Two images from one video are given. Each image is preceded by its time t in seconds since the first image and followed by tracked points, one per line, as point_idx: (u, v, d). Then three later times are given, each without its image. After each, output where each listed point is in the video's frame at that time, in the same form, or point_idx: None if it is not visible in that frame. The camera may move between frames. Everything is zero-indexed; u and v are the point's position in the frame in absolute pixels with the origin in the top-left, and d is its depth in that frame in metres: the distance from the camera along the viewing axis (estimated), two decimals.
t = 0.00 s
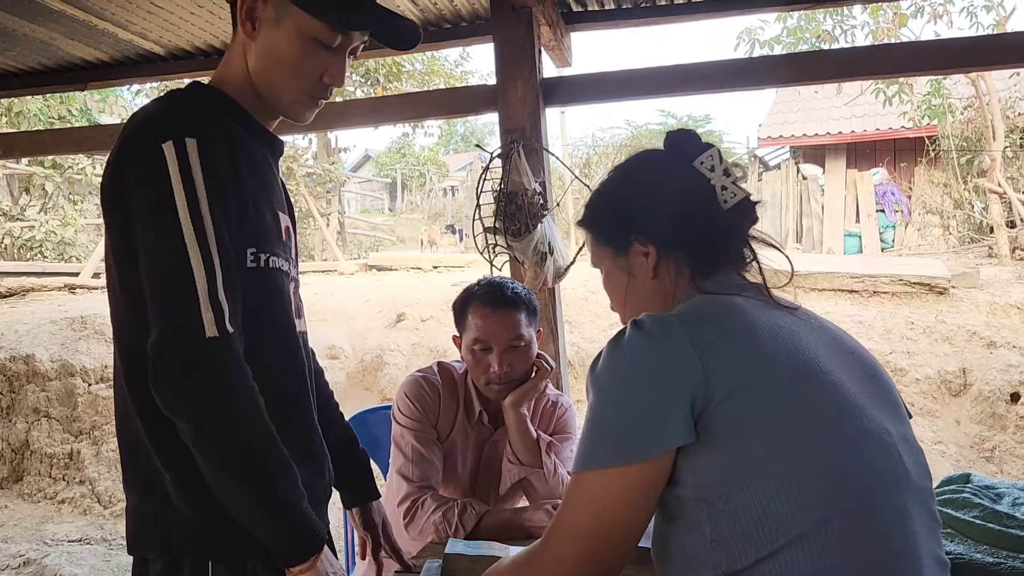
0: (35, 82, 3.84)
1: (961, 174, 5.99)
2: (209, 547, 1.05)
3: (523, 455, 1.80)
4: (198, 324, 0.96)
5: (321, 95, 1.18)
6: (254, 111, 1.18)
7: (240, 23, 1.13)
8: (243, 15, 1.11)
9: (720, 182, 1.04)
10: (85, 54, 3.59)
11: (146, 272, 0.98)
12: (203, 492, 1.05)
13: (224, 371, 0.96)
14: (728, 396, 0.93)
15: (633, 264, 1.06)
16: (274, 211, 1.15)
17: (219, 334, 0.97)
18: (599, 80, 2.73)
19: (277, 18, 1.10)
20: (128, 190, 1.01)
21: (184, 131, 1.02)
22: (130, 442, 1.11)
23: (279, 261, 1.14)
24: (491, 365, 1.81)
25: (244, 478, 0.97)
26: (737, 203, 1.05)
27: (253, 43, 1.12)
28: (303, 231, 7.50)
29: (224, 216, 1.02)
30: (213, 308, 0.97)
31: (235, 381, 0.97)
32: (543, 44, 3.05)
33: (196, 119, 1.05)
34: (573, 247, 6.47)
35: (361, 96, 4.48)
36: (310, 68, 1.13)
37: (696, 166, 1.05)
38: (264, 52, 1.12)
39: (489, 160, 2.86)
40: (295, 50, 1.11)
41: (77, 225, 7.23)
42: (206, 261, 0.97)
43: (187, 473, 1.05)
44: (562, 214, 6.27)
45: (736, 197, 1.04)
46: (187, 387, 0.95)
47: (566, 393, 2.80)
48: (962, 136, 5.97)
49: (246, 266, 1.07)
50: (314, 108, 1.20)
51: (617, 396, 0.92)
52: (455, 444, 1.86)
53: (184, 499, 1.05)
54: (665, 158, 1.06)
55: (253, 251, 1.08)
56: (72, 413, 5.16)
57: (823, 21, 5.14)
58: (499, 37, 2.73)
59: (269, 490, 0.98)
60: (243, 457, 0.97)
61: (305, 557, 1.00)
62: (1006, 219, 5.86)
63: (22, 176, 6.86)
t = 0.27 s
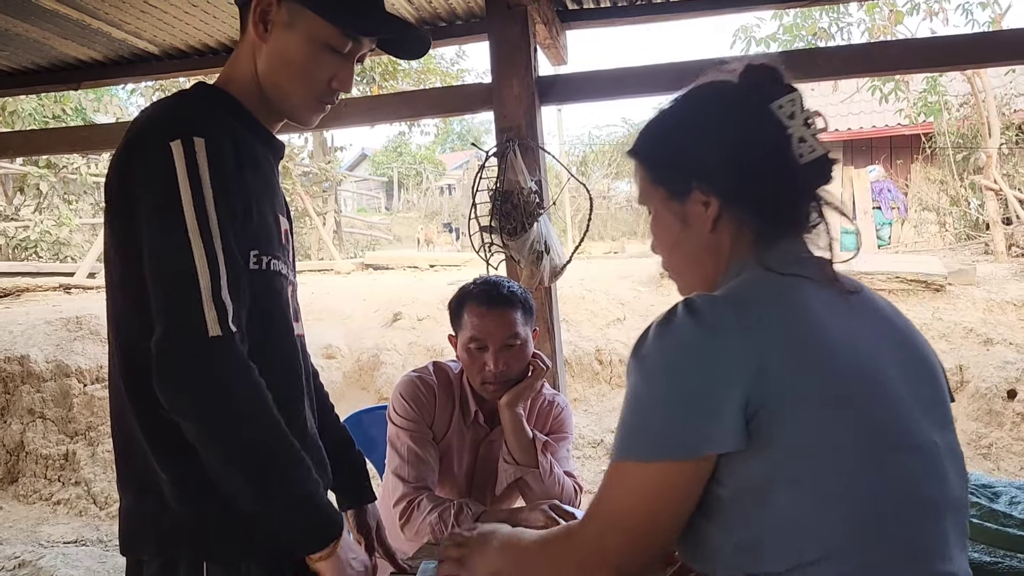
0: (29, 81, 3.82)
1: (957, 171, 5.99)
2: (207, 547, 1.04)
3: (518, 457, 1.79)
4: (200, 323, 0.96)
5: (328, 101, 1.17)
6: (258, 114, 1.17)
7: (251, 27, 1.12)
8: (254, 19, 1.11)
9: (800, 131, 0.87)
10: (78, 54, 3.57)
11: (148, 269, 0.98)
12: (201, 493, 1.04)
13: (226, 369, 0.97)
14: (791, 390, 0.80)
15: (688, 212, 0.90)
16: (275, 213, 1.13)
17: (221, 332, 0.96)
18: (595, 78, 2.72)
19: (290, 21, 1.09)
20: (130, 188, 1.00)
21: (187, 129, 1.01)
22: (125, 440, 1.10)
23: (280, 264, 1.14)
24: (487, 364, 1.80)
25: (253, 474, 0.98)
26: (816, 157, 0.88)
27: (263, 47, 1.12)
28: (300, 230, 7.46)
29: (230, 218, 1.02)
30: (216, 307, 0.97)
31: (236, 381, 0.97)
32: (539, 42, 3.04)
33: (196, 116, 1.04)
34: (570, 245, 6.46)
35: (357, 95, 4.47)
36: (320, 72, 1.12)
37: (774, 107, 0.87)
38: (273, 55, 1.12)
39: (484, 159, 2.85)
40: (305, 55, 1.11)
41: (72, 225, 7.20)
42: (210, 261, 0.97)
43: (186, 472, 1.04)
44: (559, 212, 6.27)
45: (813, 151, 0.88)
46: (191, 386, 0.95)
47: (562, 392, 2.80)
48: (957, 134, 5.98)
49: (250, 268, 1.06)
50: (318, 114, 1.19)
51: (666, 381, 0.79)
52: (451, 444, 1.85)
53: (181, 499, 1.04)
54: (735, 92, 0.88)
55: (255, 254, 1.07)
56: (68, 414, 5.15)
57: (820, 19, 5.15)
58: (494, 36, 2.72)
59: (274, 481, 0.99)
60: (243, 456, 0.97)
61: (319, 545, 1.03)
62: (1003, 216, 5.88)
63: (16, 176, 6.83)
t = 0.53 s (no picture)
0: (27, 79, 3.81)
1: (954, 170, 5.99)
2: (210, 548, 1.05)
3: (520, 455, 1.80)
4: (323, 320, 1.00)
5: (367, 114, 1.18)
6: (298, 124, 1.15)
7: (295, 40, 1.11)
8: (300, 31, 1.10)
9: (913, 81, 0.75)
10: (75, 52, 3.56)
11: (253, 269, 1.00)
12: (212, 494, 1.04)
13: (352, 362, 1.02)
14: (978, 388, 0.70)
15: (782, 171, 0.78)
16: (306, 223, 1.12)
17: (344, 331, 1.01)
18: (594, 76, 2.72)
19: (337, 35, 1.10)
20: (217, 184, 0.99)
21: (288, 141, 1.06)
22: (120, 440, 1.07)
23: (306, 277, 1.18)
24: (489, 363, 1.80)
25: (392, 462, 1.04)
26: (932, 112, 0.76)
27: (309, 59, 1.12)
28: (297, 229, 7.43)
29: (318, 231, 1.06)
30: (335, 307, 1.01)
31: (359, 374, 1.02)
32: (538, 40, 3.04)
33: (281, 126, 1.06)
34: (568, 243, 6.47)
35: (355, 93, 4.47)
36: (364, 85, 1.13)
37: (883, 52, 0.76)
38: (317, 68, 1.12)
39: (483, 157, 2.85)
40: (353, 68, 1.12)
41: (69, 224, 7.19)
42: (321, 266, 1.01)
43: (199, 475, 1.03)
44: (557, 210, 6.27)
45: (929, 104, 0.75)
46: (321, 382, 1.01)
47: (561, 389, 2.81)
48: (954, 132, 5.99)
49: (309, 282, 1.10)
50: (354, 126, 1.20)
51: (848, 384, 0.65)
52: (452, 443, 1.86)
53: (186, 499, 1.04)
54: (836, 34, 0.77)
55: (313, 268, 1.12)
56: (66, 413, 5.14)
57: (818, 16, 5.15)
58: (493, 33, 2.72)
59: (401, 462, 1.05)
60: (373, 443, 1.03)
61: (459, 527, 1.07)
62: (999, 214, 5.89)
63: (13, 174, 6.81)
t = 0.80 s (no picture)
0: (23, 78, 3.81)
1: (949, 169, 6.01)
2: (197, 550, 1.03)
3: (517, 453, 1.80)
4: (351, 330, 0.99)
5: (390, 142, 1.18)
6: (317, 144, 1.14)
7: (335, 62, 1.10)
8: (341, 55, 1.09)
9: (964, 63, 0.75)
10: (71, 51, 3.56)
11: (287, 273, 0.98)
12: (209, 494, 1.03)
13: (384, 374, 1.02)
14: None
15: (825, 159, 0.79)
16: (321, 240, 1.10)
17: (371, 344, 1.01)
18: (591, 76, 2.72)
19: (378, 62, 1.09)
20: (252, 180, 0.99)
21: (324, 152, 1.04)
22: (118, 432, 1.05)
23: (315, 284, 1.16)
24: (486, 362, 1.80)
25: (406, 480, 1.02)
26: (987, 94, 0.75)
27: (346, 83, 1.10)
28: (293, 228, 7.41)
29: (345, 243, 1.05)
30: (363, 319, 1.00)
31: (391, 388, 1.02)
32: (534, 39, 3.04)
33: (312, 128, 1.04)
34: (564, 242, 6.47)
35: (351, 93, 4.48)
36: (392, 114, 1.13)
37: (931, 34, 0.76)
38: (353, 91, 1.11)
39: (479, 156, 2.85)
40: (386, 98, 1.11)
41: (64, 223, 7.18)
42: (352, 279, 1.00)
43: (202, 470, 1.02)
44: (553, 209, 6.28)
45: (984, 87, 0.74)
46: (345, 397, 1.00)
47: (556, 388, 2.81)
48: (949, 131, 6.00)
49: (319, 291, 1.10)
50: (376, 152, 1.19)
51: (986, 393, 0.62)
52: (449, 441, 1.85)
53: (183, 497, 1.02)
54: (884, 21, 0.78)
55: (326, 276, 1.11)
56: (61, 412, 5.13)
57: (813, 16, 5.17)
58: (489, 32, 2.72)
59: (424, 483, 1.02)
60: (399, 460, 1.02)
61: (467, 548, 1.04)
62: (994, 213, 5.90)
63: (8, 173, 6.79)
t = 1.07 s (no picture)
0: (20, 77, 3.81)
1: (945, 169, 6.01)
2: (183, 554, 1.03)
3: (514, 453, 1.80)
4: (333, 334, 0.98)
5: (380, 137, 1.18)
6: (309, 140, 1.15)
7: (320, 59, 1.10)
8: (325, 52, 1.09)
9: (989, 62, 0.78)
10: (67, 51, 3.56)
11: (276, 276, 0.98)
12: (195, 497, 1.03)
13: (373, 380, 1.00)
14: None
15: (845, 155, 0.83)
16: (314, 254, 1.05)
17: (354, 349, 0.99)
18: (587, 76, 2.72)
19: (364, 58, 1.09)
20: (243, 181, 0.99)
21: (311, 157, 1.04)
22: (104, 431, 1.05)
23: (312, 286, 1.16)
24: (482, 361, 1.81)
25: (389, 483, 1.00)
26: (1012, 93, 0.78)
27: (331, 80, 1.11)
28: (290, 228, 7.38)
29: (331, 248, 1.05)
30: (347, 323, 0.99)
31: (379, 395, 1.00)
32: (531, 39, 3.04)
33: (294, 129, 1.04)
34: (561, 242, 6.48)
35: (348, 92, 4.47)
36: (381, 109, 1.13)
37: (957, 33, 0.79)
38: (340, 87, 1.11)
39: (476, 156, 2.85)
40: (374, 93, 1.11)
41: (60, 223, 7.17)
42: (335, 282, 0.99)
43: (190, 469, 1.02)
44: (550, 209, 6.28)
45: (1008, 86, 0.77)
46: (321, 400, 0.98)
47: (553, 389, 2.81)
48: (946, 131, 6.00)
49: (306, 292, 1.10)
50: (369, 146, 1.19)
51: None
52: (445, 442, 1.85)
53: (170, 500, 1.02)
54: (910, 19, 0.80)
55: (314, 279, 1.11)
56: (57, 412, 5.12)
57: (810, 16, 5.18)
58: (485, 32, 2.72)
59: (411, 487, 1.01)
60: (387, 467, 1.00)
61: (451, 555, 1.03)
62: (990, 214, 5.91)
63: (4, 173, 6.77)
